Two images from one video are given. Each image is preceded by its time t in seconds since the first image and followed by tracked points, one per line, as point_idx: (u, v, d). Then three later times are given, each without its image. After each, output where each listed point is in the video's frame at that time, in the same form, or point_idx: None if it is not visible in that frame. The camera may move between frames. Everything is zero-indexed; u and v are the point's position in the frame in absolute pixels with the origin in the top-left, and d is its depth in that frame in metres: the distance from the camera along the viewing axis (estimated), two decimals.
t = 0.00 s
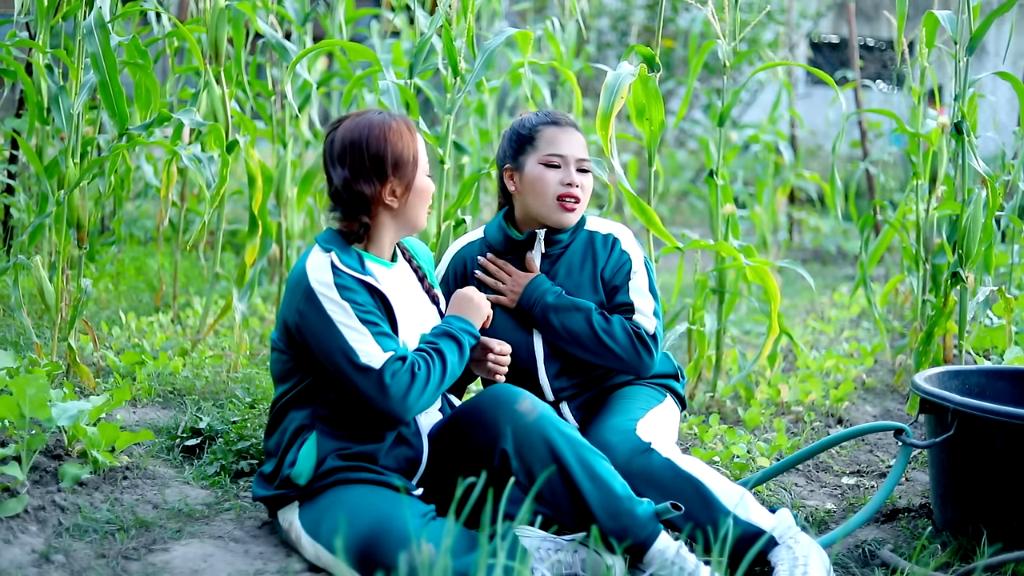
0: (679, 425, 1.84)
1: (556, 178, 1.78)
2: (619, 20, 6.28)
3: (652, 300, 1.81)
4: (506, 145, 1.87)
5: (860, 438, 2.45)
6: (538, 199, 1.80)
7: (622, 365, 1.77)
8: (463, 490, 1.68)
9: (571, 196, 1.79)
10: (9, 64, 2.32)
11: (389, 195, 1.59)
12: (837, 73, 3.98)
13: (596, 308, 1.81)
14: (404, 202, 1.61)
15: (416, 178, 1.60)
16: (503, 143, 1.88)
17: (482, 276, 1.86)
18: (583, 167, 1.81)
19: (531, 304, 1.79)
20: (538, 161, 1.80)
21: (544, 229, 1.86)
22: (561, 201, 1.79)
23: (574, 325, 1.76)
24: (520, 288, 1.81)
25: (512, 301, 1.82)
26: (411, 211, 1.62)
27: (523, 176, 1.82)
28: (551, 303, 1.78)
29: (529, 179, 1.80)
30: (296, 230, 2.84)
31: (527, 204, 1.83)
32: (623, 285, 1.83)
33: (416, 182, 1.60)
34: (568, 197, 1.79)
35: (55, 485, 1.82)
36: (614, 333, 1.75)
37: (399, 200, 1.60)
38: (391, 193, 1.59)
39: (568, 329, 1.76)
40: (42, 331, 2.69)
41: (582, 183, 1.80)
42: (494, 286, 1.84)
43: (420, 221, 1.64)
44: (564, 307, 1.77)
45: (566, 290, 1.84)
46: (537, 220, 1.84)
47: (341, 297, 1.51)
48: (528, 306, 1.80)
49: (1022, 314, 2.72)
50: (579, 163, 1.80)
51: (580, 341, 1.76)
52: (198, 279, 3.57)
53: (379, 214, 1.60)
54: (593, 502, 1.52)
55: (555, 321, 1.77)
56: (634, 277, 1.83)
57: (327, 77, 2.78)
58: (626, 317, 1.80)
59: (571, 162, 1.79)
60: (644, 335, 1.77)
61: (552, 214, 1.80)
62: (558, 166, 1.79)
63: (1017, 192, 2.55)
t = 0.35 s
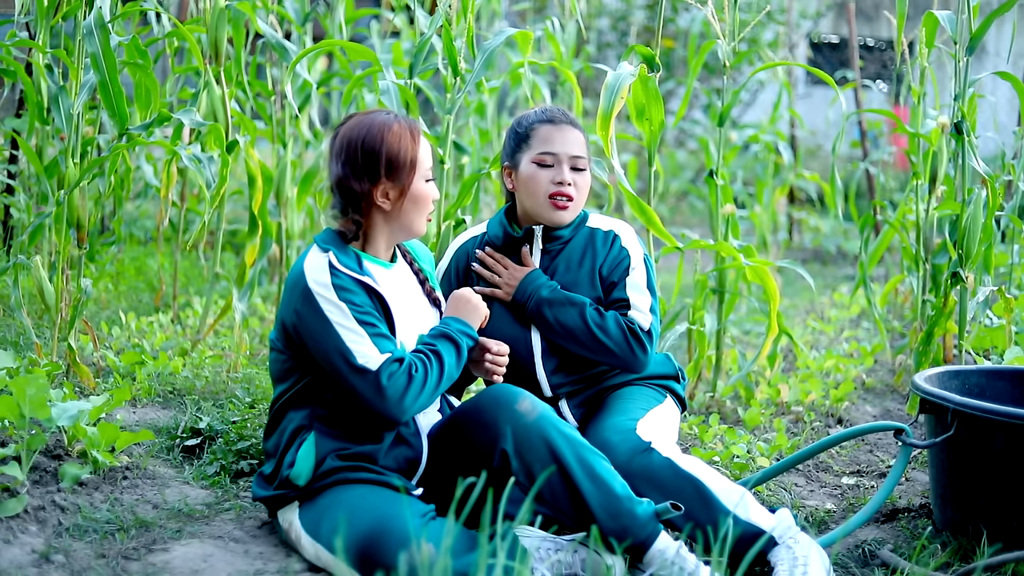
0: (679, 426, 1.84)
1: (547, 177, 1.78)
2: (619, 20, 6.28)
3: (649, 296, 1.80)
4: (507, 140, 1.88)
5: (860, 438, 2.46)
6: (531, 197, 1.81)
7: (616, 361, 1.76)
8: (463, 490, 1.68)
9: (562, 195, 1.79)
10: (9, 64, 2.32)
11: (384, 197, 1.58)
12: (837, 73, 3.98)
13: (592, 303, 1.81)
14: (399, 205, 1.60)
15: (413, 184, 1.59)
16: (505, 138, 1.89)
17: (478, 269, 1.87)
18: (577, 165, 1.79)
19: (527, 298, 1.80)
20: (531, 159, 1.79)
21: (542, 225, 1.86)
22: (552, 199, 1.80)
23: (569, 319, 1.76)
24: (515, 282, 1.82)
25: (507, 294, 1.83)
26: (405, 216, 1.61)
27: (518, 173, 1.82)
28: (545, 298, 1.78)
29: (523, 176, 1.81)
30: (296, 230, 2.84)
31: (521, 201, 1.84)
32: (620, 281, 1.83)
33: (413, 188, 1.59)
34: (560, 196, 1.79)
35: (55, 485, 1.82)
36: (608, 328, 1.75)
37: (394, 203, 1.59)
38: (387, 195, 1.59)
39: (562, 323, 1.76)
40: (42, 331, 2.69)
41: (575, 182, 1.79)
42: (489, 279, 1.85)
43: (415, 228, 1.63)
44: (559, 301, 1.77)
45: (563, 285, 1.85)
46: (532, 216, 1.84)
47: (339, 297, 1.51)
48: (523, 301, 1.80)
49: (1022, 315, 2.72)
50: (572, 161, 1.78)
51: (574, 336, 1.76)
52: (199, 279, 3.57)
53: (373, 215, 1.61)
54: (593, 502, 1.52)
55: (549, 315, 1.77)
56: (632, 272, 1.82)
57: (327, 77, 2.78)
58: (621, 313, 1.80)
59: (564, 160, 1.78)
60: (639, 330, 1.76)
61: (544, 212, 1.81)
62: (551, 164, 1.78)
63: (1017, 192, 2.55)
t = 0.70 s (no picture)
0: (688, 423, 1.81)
1: (549, 167, 1.81)
2: (619, 20, 6.28)
3: (661, 296, 1.79)
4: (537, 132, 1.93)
5: (860, 438, 2.45)
6: (536, 187, 1.84)
7: (620, 355, 1.76)
8: (463, 490, 1.68)
9: (560, 185, 1.80)
10: (9, 64, 2.32)
11: (395, 196, 1.58)
12: (837, 73, 3.98)
13: (602, 296, 1.80)
14: (409, 202, 1.60)
15: (420, 177, 1.60)
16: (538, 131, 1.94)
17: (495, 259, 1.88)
18: (580, 156, 1.80)
19: (536, 285, 1.79)
20: (539, 149, 1.83)
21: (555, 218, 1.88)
22: (552, 189, 1.82)
23: (576, 309, 1.75)
24: (527, 271, 1.82)
25: (519, 283, 1.82)
26: (416, 210, 1.61)
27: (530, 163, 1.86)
28: (553, 287, 1.77)
29: (532, 166, 1.85)
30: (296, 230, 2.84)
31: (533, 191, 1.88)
32: (633, 278, 1.82)
33: (420, 181, 1.60)
34: (560, 186, 1.81)
35: (55, 485, 1.82)
36: (614, 322, 1.74)
37: (405, 200, 1.60)
38: (397, 194, 1.59)
39: (568, 312, 1.75)
40: (42, 331, 2.69)
41: (575, 172, 1.80)
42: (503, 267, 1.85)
43: (426, 220, 1.64)
44: (568, 290, 1.76)
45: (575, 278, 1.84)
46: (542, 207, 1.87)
47: (346, 299, 1.51)
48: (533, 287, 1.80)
49: (1022, 315, 2.72)
50: (574, 153, 1.80)
51: (579, 326, 1.75)
52: (198, 279, 3.57)
53: (384, 216, 1.61)
54: (594, 502, 1.52)
55: (557, 304, 1.76)
56: (647, 270, 1.81)
57: (327, 77, 2.78)
58: (628, 308, 1.79)
59: (565, 151, 1.80)
60: (644, 326, 1.76)
61: (544, 202, 1.84)
62: (554, 155, 1.81)
63: (1017, 193, 2.55)
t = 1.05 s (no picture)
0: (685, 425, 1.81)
1: (557, 160, 1.84)
2: (619, 20, 6.28)
3: (662, 303, 1.77)
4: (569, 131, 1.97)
5: (860, 438, 2.45)
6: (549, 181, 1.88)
7: (610, 355, 1.74)
8: (463, 490, 1.68)
9: (564, 178, 1.82)
10: (9, 64, 2.32)
11: (393, 196, 1.59)
12: (837, 73, 3.98)
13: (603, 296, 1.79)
14: (407, 201, 1.61)
15: (416, 177, 1.61)
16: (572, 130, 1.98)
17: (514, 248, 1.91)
18: (585, 151, 1.81)
19: (542, 279, 1.80)
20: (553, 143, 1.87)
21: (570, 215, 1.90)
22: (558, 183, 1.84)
23: (573, 306, 1.75)
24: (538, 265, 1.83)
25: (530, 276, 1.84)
26: (413, 210, 1.62)
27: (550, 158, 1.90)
28: (555, 282, 1.78)
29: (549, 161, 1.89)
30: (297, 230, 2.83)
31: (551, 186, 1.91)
32: (639, 281, 1.80)
33: (417, 180, 1.61)
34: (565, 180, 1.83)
35: (55, 485, 1.82)
36: (608, 321, 1.73)
37: (402, 200, 1.60)
38: (395, 194, 1.59)
39: (566, 307, 1.75)
40: (42, 331, 2.69)
41: (579, 167, 1.81)
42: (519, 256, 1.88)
43: (423, 219, 1.64)
44: (568, 287, 1.76)
45: (585, 273, 1.84)
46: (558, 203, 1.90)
47: (344, 300, 1.51)
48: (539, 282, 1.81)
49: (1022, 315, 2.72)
50: (580, 147, 1.81)
51: (574, 323, 1.75)
52: (199, 279, 3.57)
53: (382, 216, 1.60)
54: (594, 502, 1.52)
55: (556, 299, 1.77)
56: (655, 272, 1.79)
57: (327, 77, 2.78)
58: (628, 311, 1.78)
59: (572, 145, 1.82)
60: (637, 332, 1.74)
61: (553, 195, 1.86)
62: (563, 148, 1.84)
63: (1017, 193, 2.55)
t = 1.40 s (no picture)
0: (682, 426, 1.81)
1: (561, 159, 1.85)
2: (619, 20, 6.28)
3: (666, 312, 1.76)
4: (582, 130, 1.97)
5: (860, 438, 2.45)
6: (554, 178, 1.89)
7: (611, 363, 1.74)
8: (463, 489, 1.70)
9: (566, 177, 1.83)
10: (9, 64, 2.32)
11: (391, 191, 1.58)
12: (837, 74, 3.98)
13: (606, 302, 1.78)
14: (404, 198, 1.61)
15: (414, 174, 1.61)
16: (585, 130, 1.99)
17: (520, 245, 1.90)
18: (588, 151, 1.81)
19: (547, 280, 1.80)
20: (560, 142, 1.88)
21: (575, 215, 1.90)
22: (561, 181, 1.85)
23: (577, 311, 1.74)
24: (544, 264, 1.82)
25: (534, 273, 1.84)
26: (408, 207, 1.62)
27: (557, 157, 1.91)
28: (559, 284, 1.77)
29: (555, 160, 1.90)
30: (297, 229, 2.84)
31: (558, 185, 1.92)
32: (643, 288, 1.80)
33: (415, 178, 1.61)
34: (567, 179, 1.83)
35: (55, 485, 1.82)
36: (611, 329, 1.72)
37: (400, 196, 1.60)
38: (393, 189, 1.58)
39: (570, 311, 1.75)
40: (42, 332, 2.69)
41: (581, 166, 1.82)
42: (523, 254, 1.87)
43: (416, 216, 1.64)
44: (573, 291, 1.75)
45: (589, 276, 1.84)
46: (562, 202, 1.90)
47: (360, 296, 1.51)
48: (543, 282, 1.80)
49: (1022, 315, 2.72)
50: (584, 147, 1.82)
51: (576, 327, 1.75)
52: (198, 279, 3.57)
53: (379, 212, 1.60)
54: (596, 498, 1.52)
55: (560, 302, 1.76)
56: (660, 279, 1.79)
57: (327, 77, 2.78)
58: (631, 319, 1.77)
59: (576, 145, 1.83)
60: (640, 341, 1.73)
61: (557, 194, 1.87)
62: (569, 148, 1.85)
63: (1017, 193, 2.55)
